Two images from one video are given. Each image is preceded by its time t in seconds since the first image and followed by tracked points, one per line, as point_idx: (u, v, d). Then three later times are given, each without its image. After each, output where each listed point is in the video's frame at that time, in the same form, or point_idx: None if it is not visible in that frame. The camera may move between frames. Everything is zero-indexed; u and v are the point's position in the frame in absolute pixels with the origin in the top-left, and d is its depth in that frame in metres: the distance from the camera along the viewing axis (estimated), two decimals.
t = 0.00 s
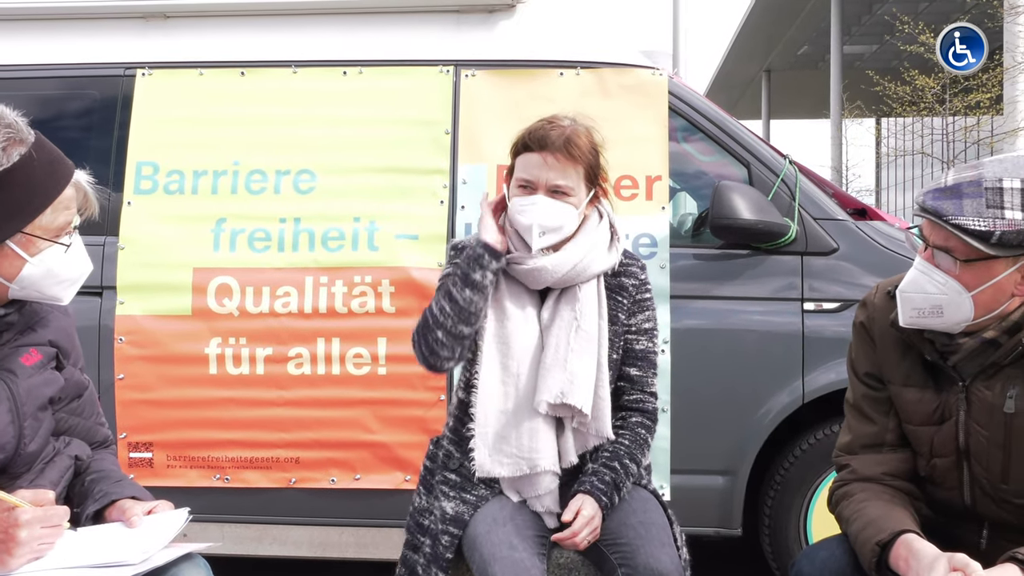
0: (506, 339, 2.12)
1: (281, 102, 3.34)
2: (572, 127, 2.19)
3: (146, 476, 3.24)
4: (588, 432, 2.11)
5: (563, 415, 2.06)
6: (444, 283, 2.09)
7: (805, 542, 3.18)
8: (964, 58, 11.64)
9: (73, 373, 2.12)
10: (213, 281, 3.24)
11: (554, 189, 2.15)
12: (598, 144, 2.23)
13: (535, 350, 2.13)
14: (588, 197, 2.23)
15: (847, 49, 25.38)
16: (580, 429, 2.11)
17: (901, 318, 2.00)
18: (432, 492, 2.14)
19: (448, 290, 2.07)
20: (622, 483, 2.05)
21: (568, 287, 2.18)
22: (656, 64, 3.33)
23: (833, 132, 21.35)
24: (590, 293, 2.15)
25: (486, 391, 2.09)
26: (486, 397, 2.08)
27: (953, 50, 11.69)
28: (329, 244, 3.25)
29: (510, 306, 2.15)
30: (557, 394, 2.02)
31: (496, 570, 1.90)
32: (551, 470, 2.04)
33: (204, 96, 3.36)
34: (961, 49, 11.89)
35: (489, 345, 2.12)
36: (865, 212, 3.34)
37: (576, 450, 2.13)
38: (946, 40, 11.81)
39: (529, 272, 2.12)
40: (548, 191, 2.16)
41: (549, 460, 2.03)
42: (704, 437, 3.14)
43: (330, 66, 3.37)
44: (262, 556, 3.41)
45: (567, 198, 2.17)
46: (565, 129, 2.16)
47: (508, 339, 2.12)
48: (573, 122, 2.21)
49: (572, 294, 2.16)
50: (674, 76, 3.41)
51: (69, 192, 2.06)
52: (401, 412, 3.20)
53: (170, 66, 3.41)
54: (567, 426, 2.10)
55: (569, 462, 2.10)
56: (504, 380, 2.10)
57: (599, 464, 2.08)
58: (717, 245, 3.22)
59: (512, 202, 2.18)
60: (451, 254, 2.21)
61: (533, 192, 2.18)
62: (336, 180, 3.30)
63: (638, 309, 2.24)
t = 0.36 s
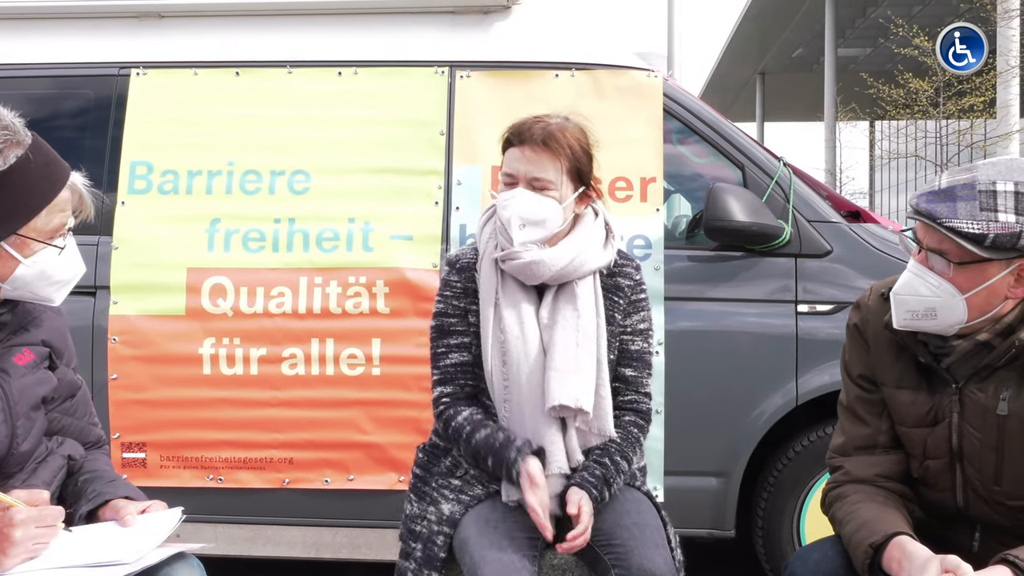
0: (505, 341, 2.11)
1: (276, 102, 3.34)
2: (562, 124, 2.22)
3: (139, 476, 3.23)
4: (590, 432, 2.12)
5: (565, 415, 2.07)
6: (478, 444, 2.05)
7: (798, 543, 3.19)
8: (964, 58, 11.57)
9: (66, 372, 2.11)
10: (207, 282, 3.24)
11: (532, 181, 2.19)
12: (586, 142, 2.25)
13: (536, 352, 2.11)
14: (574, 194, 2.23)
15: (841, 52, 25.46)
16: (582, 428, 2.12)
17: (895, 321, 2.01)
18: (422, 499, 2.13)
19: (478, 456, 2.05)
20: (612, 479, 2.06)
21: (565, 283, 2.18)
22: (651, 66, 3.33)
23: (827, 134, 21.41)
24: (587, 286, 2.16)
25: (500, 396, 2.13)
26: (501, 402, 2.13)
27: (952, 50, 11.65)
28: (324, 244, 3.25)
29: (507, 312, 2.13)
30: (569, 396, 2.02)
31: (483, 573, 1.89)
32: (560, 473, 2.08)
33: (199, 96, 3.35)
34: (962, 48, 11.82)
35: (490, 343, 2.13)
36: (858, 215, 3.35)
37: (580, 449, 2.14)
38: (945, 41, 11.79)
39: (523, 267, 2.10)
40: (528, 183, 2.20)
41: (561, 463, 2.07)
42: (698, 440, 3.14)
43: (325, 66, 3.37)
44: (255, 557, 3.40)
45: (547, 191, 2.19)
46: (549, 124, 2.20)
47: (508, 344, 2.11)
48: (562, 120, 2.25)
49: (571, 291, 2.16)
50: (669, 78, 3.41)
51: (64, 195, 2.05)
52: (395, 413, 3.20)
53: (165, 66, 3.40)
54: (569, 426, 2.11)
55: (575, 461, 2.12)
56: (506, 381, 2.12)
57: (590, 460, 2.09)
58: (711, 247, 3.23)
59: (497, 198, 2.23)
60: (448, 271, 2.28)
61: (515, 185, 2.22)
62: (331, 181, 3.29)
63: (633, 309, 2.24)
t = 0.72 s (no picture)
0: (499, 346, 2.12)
1: (271, 103, 3.34)
2: (545, 120, 2.25)
3: (134, 478, 3.23)
4: (589, 431, 2.13)
5: (563, 419, 2.08)
6: (473, 464, 2.06)
7: (793, 544, 3.20)
8: (964, 59, 11.60)
9: (59, 373, 2.10)
10: (203, 283, 3.23)
11: (523, 174, 2.19)
12: (570, 135, 2.28)
13: (530, 355, 2.12)
14: (564, 187, 2.25)
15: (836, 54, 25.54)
16: (581, 429, 2.12)
17: (890, 322, 2.01)
18: (417, 500, 2.15)
19: (473, 476, 2.07)
20: (597, 478, 2.07)
21: (558, 283, 2.18)
22: (647, 67, 3.35)
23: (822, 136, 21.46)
24: (581, 286, 2.17)
25: (494, 406, 2.13)
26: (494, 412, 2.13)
27: (952, 50, 11.63)
28: (319, 245, 3.25)
29: (496, 320, 2.14)
30: (573, 402, 2.03)
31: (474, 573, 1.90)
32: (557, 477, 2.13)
33: (194, 97, 3.35)
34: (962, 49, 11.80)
35: (482, 348, 2.13)
36: (853, 215, 3.37)
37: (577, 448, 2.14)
38: (945, 40, 11.76)
39: (516, 267, 2.10)
40: (519, 178, 2.20)
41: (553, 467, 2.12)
42: (693, 441, 3.15)
43: (320, 68, 3.37)
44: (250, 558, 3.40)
45: (539, 184, 2.20)
46: (533, 120, 2.23)
47: (501, 350, 2.11)
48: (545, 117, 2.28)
49: (565, 290, 2.16)
50: (665, 80, 3.42)
51: (54, 192, 2.05)
52: (391, 414, 3.20)
53: (160, 67, 3.39)
54: (567, 428, 2.11)
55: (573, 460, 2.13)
56: (498, 390, 2.12)
57: (578, 461, 2.11)
58: (707, 248, 3.24)
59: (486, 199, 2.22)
60: (437, 275, 2.28)
61: (505, 181, 2.22)
62: (327, 182, 3.29)
63: (628, 310, 2.24)
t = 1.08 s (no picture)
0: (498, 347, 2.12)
1: (268, 105, 3.34)
2: (541, 125, 2.25)
3: (131, 479, 3.23)
4: (586, 432, 2.14)
5: (559, 419, 2.09)
6: (469, 467, 2.07)
7: (790, 545, 3.20)
8: (964, 58, 11.36)
9: (54, 373, 2.10)
10: (200, 284, 3.23)
11: (520, 181, 2.19)
12: (566, 140, 2.28)
13: (527, 356, 2.12)
14: (561, 192, 2.25)
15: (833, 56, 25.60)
16: (577, 429, 2.13)
17: (885, 323, 2.01)
18: (415, 500, 2.15)
19: (469, 479, 2.07)
20: (596, 486, 2.06)
21: (554, 284, 2.18)
22: (644, 69, 3.36)
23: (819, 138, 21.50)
24: (577, 287, 2.17)
25: (490, 407, 2.14)
26: (490, 412, 2.14)
27: (952, 50, 11.45)
28: (316, 247, 3.25)
29: (493, 320, 2.14)
30: (567, 402, 2.04)
31: (476, 571, 1.90)
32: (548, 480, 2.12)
33: (191, 98, 3.35)
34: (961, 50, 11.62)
35: (478, 346, 2.13)
36: (849, 218, 3.37)
37: (575, 449, 2.14)
38: (944, 40, 11.53)
39: (513, 270, 2.11)
40: (516, 184, 2.21)
41: (548, 470, 2.12)
42: (690, 442, 3.15)
43: (317, 69, 3.37)
44: (246, 561, 3.39)
45: (536, 189, 2.21)
46: (530, 125, 2.23)
47: (498, 351, 2.12)
48: (541, 121, 2.27)
49: (561, 292, 2.16)
50: (661, 82, 3.43)
51: (45, 188, 2.05)
52: (388, 415, 3.20)
53: (157, 69, 3.39)
54: (563, 429, 2.11)
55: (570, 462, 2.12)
56: (495, 388, 2.13)
57: (574, 467, 2.10)
58: (703, 250, 3.24)
59: (484, 204, 2.23)
60: (434, 273, 2.28)
61: (502, 187, 2.22)
62: (324, 183, 3.29)
63: (624, 310, 2.25)
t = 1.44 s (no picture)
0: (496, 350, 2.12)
1: (267, 106, 3.34)
2: (539, 128, 2.24)
3: (130, 480, 3.23)
4: (583, 435, 2.14)
5: (557, 420, 2.09)
6: (469, 468, 2.07)
7: (788, 545, 3.20)
8: (964, 58, 11.21)
9: (54, 374, 2.11)
10: (199, 285, 3.24)
11: (516, 185, 2.19)
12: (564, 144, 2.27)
13: (525, 359, 2.12)
14: (557, 197, 2.25)
15: (832, 57, 25.63)
16: (575, 431, 2.13)
17: (881, 323, 2.02)
18: (414, 501, 2.15)
19: (468, 480, 2.08)
20: (595, 489, 2.06)
21: (550, 287, 2.18)
22: (641, 70, 3.39)
23: (818, 139, 21.53)
24: (573, 291, 2.16)
25: (487, 407, 2.14)
26: (487, 413, 2.14)
27: (952, 50, 11.32)
28: (315, 248, 3.25)
29: (491, 320, 2.15)
30: (564, 404, 2.05)
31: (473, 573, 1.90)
32: (546, 481, 2.12)
33: (190, 100, 3.35)
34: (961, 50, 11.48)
35: (477, 346, 2.14)
36: (847, 218, 3.38)
37: (572, 452, 2.15)
38: (944, 41, 11.37)
39: (507, 272, 2.11)
40: (512, 189, 2.20)
41: (546, 470, 2.12)
42: (689, 443, 3.15)
43: (316, 70, 3.37)
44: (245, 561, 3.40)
45: (532, 195, 2.21)
46: (527, 129, 2.22)
47: (497, 353, 2.12)
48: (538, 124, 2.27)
49: (558, 295, 2.16)
50: (660, 83, 3.43)
51: (46, 188, 2.06)
52: (386, 416, 3.20)
53: (156, 70, 3.40)
54: (561, 430, 2.12)
55: (568, 465, 2.12)
56: (493, 390, 2.13)
57: (573, 469, 2.10)
58: (702, 251, 3.25)
59: (479, 207, 2.22)
60: (433, 275, 2.29)
61: (498, 192, 2.22)
62: (322, 184, 3.30)
63: (621, 313, 2.25)
